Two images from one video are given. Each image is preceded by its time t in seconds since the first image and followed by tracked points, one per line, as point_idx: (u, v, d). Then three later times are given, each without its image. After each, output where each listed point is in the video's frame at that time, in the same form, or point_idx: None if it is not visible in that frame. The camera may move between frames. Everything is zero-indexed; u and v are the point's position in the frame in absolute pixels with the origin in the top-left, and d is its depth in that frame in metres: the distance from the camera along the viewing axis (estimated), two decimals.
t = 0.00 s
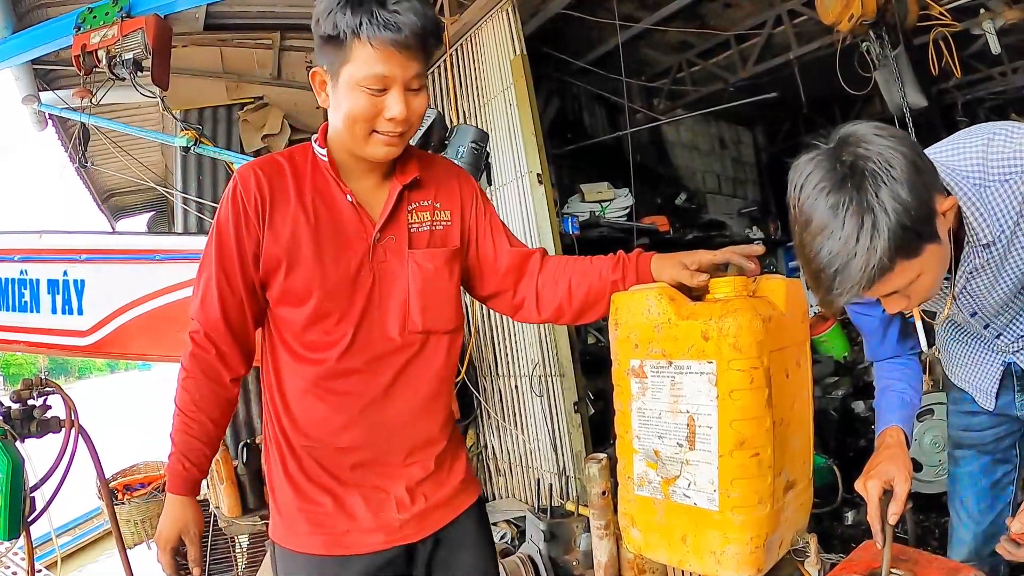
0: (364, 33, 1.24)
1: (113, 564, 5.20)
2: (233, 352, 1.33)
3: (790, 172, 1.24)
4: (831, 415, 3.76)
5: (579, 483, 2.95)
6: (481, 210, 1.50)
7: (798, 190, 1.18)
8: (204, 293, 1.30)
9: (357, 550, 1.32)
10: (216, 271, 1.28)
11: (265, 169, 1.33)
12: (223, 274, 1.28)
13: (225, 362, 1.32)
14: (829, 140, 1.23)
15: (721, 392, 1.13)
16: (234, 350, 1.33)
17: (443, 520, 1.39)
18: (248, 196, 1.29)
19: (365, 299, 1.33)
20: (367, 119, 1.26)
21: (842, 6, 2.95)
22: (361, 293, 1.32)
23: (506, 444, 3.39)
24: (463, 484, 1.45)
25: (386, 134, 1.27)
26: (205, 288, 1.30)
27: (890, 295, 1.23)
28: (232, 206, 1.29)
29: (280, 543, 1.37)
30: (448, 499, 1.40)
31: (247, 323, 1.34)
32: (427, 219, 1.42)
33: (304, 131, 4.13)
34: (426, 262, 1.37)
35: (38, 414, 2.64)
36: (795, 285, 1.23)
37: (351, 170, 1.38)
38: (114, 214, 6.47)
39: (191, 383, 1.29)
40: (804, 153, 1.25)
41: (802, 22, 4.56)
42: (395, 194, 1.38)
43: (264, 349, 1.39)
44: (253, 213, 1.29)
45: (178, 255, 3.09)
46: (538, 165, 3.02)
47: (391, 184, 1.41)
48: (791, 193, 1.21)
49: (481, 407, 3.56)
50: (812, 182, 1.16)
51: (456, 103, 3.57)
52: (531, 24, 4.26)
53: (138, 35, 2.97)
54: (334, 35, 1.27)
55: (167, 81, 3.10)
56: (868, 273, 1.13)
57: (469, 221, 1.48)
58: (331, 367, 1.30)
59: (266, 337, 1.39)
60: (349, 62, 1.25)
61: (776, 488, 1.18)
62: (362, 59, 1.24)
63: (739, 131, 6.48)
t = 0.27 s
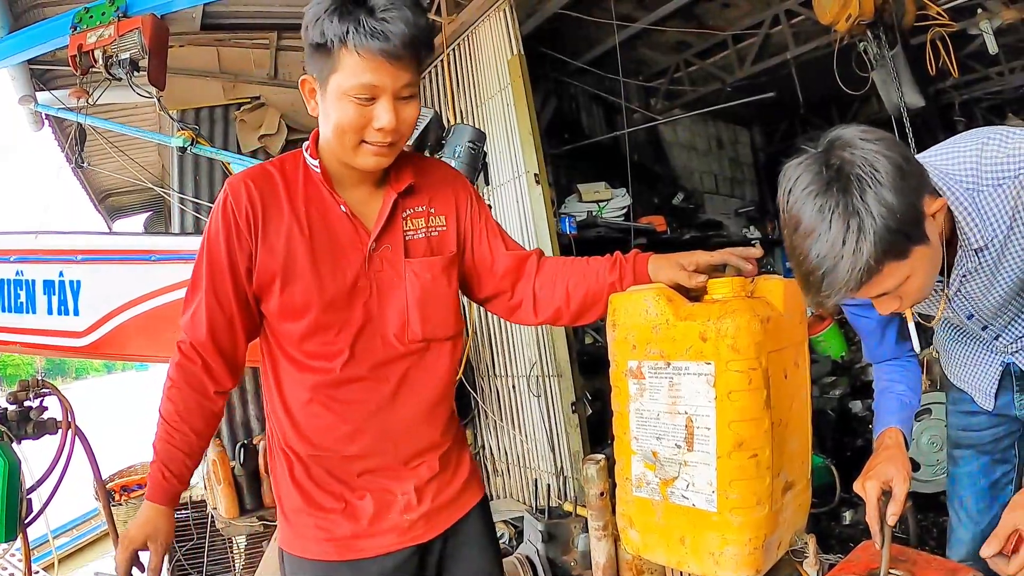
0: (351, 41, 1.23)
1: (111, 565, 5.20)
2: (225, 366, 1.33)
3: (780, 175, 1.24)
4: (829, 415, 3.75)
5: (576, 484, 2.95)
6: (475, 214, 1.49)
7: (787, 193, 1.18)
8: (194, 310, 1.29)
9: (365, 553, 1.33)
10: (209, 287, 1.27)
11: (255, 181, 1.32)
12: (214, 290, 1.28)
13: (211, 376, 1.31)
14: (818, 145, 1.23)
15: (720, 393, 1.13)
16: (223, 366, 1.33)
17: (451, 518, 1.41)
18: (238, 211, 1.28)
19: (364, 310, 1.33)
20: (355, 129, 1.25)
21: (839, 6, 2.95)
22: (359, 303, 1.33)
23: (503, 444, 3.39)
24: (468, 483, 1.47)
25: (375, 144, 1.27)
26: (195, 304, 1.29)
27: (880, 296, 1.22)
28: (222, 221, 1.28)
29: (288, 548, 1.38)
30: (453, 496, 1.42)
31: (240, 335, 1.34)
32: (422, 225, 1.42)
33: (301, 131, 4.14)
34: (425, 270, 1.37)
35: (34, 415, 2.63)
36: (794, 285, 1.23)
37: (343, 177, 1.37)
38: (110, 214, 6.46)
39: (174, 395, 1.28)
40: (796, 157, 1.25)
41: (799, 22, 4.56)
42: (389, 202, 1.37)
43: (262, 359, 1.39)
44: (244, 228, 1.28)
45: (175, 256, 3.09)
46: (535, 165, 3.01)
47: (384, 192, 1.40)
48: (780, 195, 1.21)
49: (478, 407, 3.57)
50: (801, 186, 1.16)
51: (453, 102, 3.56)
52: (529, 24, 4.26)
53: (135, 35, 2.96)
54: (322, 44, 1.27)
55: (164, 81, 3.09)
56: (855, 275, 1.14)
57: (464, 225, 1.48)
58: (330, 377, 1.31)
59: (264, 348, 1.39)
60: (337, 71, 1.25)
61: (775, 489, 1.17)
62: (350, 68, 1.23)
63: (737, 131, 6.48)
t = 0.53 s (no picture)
0: (291, 53, 1.13)
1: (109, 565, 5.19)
2: (189, 397, 1.30)
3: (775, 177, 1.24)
4: (827, 414, 3.75)
5: (574, 482, 2.95)
6: (455, 221, 1.46)
7: (781, 195, 1.19)
8: (152, 345, 1.26)
9: (339, 544, 1.36)
10: (169, 323, 1.24)
11: (213, 205, 1.26)
12: (173, 326, 1.24)
13: (168, 411, 1.28)
14: (811, 145, 1.23)
15: (718, 391, 1.13)
16: (182, 401, 1.29)
17: (423, 518, 1.41)
18: (197, 242, 1.23)
19: (339, 337, 1.32)
20: (311, 150, 1.18)
21: (837, 5, 2.94)
22: (331, 327, 1.31)
23: (501, 443, 3.39)
24: (445, 480, 1.47)
25: (334, 166, 1.20)
26: (153, 339, 1.26)
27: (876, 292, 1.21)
28: (179, 253, 1.22)
29: (267, 536, 1.42)
30: (428, 496, 1.42)
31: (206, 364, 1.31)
32: (399, 239, 1.39)
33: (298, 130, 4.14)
34: (402, 294, 1.34)
35: (31, 415, 2.62)
36: (792, 284, 1.23)
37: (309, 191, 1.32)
38: (109, 213, 6.46)
39: (128, 433, 1.25)
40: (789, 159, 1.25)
41: (797, 21, 4.57)
42: (362, 222, 1.33)
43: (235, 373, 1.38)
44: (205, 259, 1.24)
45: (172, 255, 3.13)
46: (532, 164, 3.01)
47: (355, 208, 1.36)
48: (774, 198, 1.21)
49: (475, 406, 3.57)
50: (795, 187, 1.16)
51: (451, 101, 3.56)
52: (526, 23, 4.26)
53: (132, 33, 2.96)
54: (261, 55, 1.17)
55: (161, 80, 3.08)
56: (849, 275, 1.13)
57: (443, 233, 1.45)
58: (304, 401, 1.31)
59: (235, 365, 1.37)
60: (281, 87, 1.15)
61: (774, 487, 1.17)
62: (294, 84, 1.13)
63: (735, 130, 6.48)
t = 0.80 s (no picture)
0: (221, 158, 0.96)
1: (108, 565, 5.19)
2: (171, 471, 1.27)
3: (767, 173, 1.24)
4: (826, 413, 3.75)
5: (573, 481, 2.95)
6: (439, 249, 1.37)
7: (773, 189, 1.19)
8: (128, 426, 1.23)
9: (326, 531, 1.43)
10: (147, 407, 1.21)
11: (178, 281, 1.19)
12: (151, 408, 1.21)
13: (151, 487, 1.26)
14: (801, 142, 1.23)
15: (717, 390, 1.13)
16: (163, 479, 1.26)
17: (405, 508, 1.45)
18: (166, 326, 1.19)
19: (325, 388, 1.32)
20: (268, 245, 1.06)
21: (836, 3, 2.93)
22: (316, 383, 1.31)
23: (499, 442, 3.40)
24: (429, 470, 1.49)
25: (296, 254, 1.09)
26: (130, 420, 1.23)
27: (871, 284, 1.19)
28: (149, 337, 1.19)
29: (261, 521, 1.49)
30: (414, 486, 1.46)
31: (188, 433, 1.28)
32: (381, 281, 1.32)
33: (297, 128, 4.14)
34: (388, 347, 1.31)
35: (29, 414, 2.62)
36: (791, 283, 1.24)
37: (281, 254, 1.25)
38: (107, 211, 6.44)
39: (110, 515, 1.23)
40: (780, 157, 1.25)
41: (796, 20, 4.57)
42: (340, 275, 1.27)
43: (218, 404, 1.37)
44: (178, 341, 1.21)
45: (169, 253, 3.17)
46: (531, 163, 3.01)
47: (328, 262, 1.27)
48: (767, 192, 1.22)
49: (475, 406, 3.58)
50: (787, 180, 1.16)
51: (450, 100, 3.57)
52: (525, 22, 4.25)
53: (130, 32, 2.95)
54: (189, 146, 1.00)
55: (159, 78, 3.08)
56: (843, 266, 1.12)
57: (426, 262, 1.37)
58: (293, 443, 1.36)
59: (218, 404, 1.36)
60: (218, 186, 1.01)
61: (774, 486, 1.17)
62: (234, 189, 0.99)
63: (733, 129, 6.48)
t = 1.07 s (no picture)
0: (191, 227, 0.96)
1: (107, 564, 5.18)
2: (168, 501, 1.28)
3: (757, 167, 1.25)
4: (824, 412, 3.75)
5: (572, 480, 2.95)
6: (429, 264, 1.38)
7: (762, 184, 1.19)
8: (123, 463, 1.23)
9: (323, 524, 1.42)
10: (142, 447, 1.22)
11: (165, 321, 1.19)
12: (145, 445, 1.22)
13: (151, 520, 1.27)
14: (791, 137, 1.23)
15: (716, 389, 1.13)
16: (162, 511, 1.27)
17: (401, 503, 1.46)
18: (156, 366, 1.19)
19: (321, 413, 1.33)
20: (253, 295, 1.08)
21: (835, 2, 2.92)
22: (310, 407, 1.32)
23: (498, 441, 3.40)
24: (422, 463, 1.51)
25: (280, 300, 1.11)
26: (124, 458, 1.23)
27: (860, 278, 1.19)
28: (141, 377, 1.19)
29: (257, 516, 1.50)
30: (410, 481, 1.47)
31: (184, 463, 1.29)
32: (371, 306, 1.32)
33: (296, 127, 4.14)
34: (382, 371, 1.32)
35: (28, 414, 2.62)
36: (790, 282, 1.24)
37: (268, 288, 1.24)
38: (105, 210, 6.42)
39: (108, 543, 1.23)
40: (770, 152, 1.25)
41: (795, 19, 4.56)
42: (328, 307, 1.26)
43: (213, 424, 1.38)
44: (169, 378, 1.22)
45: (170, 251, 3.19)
46: (530, 162, 3.01)
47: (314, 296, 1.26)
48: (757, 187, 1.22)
49: (474, 405, 3.58)
50: (775, 176, 1.16)
51: (450, 98, 3.57)
52: (524, 21, 4.25)
53: (129, 30, 2.95)
54: (156, 211, 1.00)
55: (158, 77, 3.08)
56: (831, 261, 1.12)
57: (416, 276, 1.37)
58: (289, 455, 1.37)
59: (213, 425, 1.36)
60: (194, 249, 1.01)
61: (772, 484, 1.17)
62: (209, 251, 1.00)
63: (732, 128, 6.48)
